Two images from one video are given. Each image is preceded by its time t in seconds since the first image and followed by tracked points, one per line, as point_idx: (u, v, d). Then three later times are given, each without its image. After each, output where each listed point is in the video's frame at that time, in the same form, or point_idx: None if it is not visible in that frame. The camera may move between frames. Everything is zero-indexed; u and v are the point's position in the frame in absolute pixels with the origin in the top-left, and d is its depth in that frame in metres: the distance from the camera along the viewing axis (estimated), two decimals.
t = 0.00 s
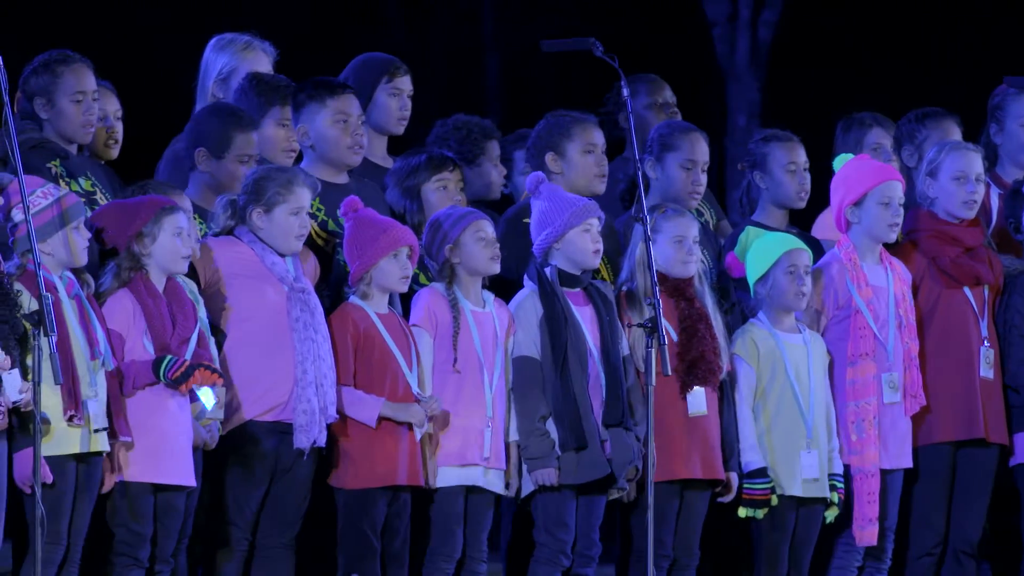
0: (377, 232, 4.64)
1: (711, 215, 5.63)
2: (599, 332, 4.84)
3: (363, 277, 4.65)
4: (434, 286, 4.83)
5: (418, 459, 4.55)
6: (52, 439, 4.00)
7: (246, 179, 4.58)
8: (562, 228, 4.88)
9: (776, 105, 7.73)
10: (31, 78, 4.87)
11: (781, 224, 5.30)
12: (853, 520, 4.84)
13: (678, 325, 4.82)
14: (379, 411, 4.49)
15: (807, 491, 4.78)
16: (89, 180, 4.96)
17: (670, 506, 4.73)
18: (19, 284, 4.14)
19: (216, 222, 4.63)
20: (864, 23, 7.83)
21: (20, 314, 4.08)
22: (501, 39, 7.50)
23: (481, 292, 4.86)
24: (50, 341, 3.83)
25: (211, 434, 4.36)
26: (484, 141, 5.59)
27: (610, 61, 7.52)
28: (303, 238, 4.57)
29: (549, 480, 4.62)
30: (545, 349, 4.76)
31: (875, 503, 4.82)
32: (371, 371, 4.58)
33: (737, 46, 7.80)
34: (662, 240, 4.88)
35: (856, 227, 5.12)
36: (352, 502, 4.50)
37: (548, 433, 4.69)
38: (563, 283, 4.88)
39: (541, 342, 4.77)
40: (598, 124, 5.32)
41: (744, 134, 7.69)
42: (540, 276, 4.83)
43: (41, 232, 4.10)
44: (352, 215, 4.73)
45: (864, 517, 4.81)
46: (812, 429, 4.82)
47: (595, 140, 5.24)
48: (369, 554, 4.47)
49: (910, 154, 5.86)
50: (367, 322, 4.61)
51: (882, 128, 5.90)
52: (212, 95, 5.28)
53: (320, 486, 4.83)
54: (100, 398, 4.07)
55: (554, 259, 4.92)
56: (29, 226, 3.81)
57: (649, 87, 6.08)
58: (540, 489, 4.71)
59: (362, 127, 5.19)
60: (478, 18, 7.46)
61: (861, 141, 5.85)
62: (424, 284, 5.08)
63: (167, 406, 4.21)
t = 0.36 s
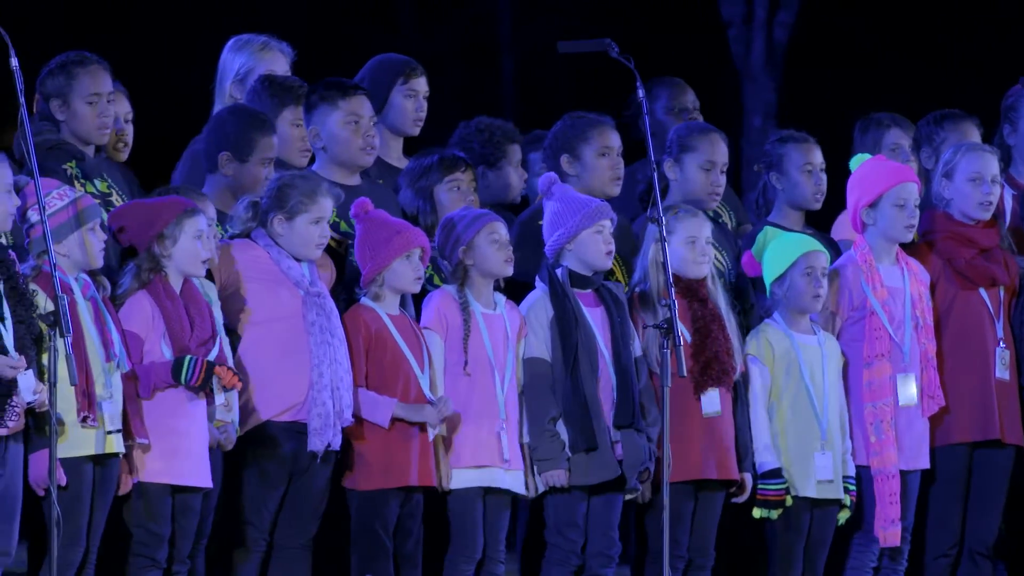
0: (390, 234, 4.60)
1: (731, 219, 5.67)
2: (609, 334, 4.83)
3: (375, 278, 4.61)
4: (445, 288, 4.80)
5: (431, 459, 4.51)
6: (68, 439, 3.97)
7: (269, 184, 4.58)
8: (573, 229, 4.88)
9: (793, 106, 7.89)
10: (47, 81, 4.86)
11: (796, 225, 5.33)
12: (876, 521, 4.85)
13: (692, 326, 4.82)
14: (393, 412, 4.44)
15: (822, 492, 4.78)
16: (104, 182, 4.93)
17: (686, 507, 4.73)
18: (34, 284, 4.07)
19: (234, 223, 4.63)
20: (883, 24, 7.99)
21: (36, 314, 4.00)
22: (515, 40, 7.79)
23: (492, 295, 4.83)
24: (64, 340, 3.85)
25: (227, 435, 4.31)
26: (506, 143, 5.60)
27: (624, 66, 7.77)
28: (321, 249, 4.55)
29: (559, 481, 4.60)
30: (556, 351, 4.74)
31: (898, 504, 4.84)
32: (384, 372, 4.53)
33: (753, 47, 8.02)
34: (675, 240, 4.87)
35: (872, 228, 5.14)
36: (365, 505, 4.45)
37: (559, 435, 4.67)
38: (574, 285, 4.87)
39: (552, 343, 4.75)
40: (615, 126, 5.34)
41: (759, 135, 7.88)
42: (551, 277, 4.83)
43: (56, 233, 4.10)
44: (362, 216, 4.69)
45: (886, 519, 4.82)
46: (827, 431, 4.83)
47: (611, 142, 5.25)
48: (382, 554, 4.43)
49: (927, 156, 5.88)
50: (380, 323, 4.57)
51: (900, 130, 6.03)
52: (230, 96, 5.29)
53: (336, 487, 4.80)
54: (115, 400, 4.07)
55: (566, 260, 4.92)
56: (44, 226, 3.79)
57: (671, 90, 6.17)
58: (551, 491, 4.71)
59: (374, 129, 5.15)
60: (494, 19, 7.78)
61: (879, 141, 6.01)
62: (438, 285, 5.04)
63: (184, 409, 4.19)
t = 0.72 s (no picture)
0: (402, 233, 4.58)
1: (750, 220, 5.72)
2: (620, 334, 4.82)
3: (389, 279, 4.60)
4: (461, 287, 4.80)
5: (446, 458, 4.51)
6: (84, 438, 3.97)
7: (284, 185, 4.58)
8: (582, 229, 4.87)
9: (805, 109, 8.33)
10: (64, 79, 4.85)
11: (809, 226, 5.33)
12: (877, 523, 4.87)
13: (707, 326, 4.81)
14: (410, 413, 4.43)
15: (835, 493, 4.79)
16: (118, 183, 4.90)
17: (701, 508, 4.72)
18: (49, 283, 4.07)
19: (251, 223, 4.64)
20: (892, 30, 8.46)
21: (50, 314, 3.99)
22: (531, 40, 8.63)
23: (507, 294, 4.83)
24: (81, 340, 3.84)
25: (241, 435, 4.29)
26: (520, 143, 5.60)
27: (635, 64, 8.42)
28: (337, 247, 4.55)
29: (570, 481, 4.61)
30: (564, 350, 4.76)
31: (900, 506, 4.86)
32: (400, 372, 4.53)
33: (768, 47, 8.28)
34: (689, 241, 4.86)
35: (889, 229, 5.15)
36: (381, 505, 4.45)
37: (569, 435, 4.67)
38: (584, 285, 4.86)
39: (562, 343, 4.77)
40: (631, 128, 5.33)
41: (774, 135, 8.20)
42: (560, 278, 4.84)
43: (70, 231, 4.10)
44: (374, 217, 4.68)
45: (888, 520, 4.84)
46: (838, 432, 4.84)
47: (627, 145, 5.24)
48: (399, 555, 4.43)
49: (945, 156, 5.98)
50: (394, 324, 4.56)
51: (921, 129, 6.07)
52: (249, 95, 5.29)
53: (352, 487, 4.79)
54: (131, 401, 4.06)
55: (576, 261, 4.91)
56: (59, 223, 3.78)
57: (689, 88, 6.21)
58: (563, 492, 4.71)
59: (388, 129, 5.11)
60: (510, 19, 8.64)
61: (900, 142, 6.04)
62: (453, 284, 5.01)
63: (200, 408, 4.19)
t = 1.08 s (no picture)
0: (416, 236, 4.57)
1: (763, 219, 5.77)
2: (635, 335, 4.81)
3: (406, 280, 4.59)
4: (479, 288, 4.76)
5: (463, 460, 4.49)
6: (101, 439, 3.97)
7: (301, 186, 4.58)
8: (597, 231, 4.86)
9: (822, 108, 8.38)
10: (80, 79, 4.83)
11: (824, 227, 5.34)
12: (907, 524, 4.87)
13: (725, 327, 4.81)
14: (429, 413, 4.43)
15: (852, 494, 4.78)
16: (132, 183, 4.88)
17: (717, 509, 4.71)
18: (67, 285, 4.04)
19: (267, 225, 4.62)
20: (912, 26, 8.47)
21: (67, 314, 3.99)
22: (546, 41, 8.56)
23: (522, 295, 4.81)
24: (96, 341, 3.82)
25: (256, 435, 4.29)
26: (537, 143, 5.60)
27: (652, 64, 8.40)
28: (355, 246, 4.55)
29: (587, 482, 4.59)
30: (579, 352, 4.76)
31: (929, 506, 4.85)
32: (418, 372, 4.53)
33: (784, 49, 8.46)
34: (706, 242, 4.85)
35: (904, 230, 5.15)
36: (398, 506, 4.45)
37: (585, 436, 4.67)
38: (597, 287, 4.86)
39: (576, 343, 4.77)
40: (650, 130, 5.33)
41: (791, 135, 8.27)
42: (574, 279, 4.84)
43: (87, 231, 4.10)
44: (387, 220, 4.66)
45: (919, 521, 4.84)
46: (856, 432, 4.82)
47: (644, 147, 5.24)
48: (415, 556, 4.43)
49: (963, 157, 6.02)
50: (413, 324, 4.56)
51: (943, 129, 6.12)
52: (267, 96, 5.32)
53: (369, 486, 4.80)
54: (147, 402, 4.06)
55: (590, 262, 4.90)
56: (76, 226, 3.78)
57: (709, 88, 6.22)
58: (579, 493, 4.71)
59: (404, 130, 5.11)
60: (524, 21, 8.56)
61: (922, 142, 6.08)
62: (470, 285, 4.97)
63: (215, 409, 4.20)
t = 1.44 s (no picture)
0: (432, 236, 4.57)
1: (779, 219, 5.76)
2: (652, 337, 4.80)
3: (423, 280, 4.60)
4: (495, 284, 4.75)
5: (479, 463, 4.50)
6: (114, 440, 3.98)
7: (318, 189, 4.57)
8: (614, 231, 4.86)
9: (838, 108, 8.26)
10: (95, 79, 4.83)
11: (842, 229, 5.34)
12: (919, 524, 4.87)
13: (741, 328, 4.81)
14: (444, 416, 4.44)
15: (867, 494, 4.79)
16: (147, 183, 4.83)
17: (733, 509, 4.70)
18: (81, 285, 4.05)
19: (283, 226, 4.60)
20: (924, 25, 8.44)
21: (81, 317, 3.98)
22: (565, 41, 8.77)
23: (539, 293, 4.82)
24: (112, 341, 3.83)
25: (271, 435, 4.28)
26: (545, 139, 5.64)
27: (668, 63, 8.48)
28: (372, 249, 4.54)
29: (601, 483, 4.59)
30: (595, 352, 4.74)
31: (942, 507, 4.86)
32: (435, 373, 4.53)
33: (800, 47, 8.16)
34: (724, 241, 4.85)
35: (921, 230, 5.16)
36: (414, 507, 4.45)
37: (600, 437, 4.67)
38: (614, 287, 4.85)
39: (592, 343, 4.75)
40: (665, 130, 5.32)
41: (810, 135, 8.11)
42: (591, 280, 4.82)
43: (103, 232, 4.11)
44: (401, 221, 4.66)
45: (930, 522, 4.84)
46: (871, 432, 4.83)
47: (657, 147, 5.24)
48: (431, 557, 4.43)
49: (972, 157, 6.01)
50: (431, 324, 4.57)
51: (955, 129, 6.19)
52: (281, 97, 5.33)
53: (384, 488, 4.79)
54: (160, 403, 4.06)
55: (606, 263, 4.90)
56: (92, 227, 3.78)
57: (717, 91, 6.24)
58: (594, 493, 4.69)
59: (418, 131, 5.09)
60: (542, 22, 8.78)
61: (935, 142, 6.14)
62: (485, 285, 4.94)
63: (230, 411, 4.18)
